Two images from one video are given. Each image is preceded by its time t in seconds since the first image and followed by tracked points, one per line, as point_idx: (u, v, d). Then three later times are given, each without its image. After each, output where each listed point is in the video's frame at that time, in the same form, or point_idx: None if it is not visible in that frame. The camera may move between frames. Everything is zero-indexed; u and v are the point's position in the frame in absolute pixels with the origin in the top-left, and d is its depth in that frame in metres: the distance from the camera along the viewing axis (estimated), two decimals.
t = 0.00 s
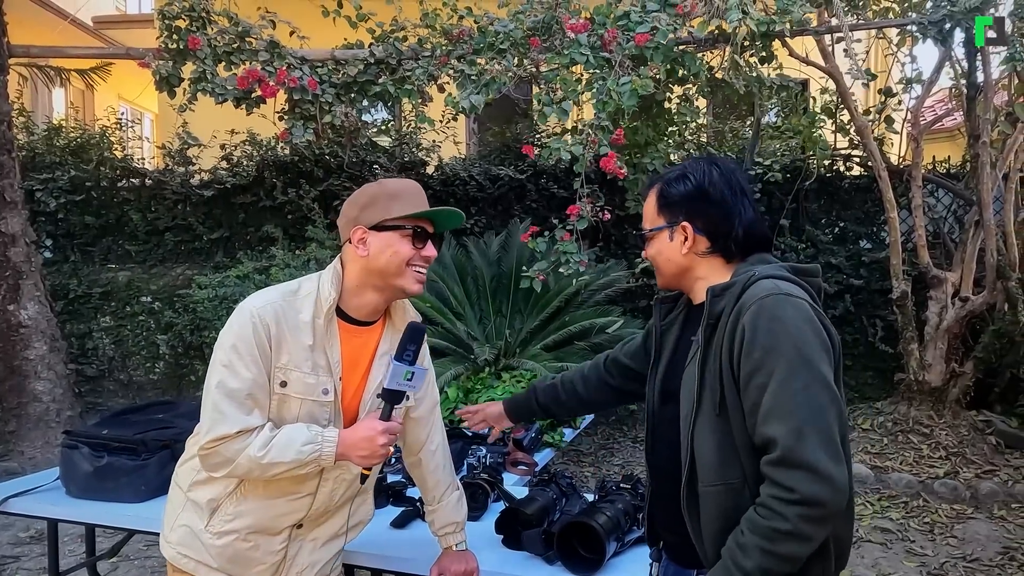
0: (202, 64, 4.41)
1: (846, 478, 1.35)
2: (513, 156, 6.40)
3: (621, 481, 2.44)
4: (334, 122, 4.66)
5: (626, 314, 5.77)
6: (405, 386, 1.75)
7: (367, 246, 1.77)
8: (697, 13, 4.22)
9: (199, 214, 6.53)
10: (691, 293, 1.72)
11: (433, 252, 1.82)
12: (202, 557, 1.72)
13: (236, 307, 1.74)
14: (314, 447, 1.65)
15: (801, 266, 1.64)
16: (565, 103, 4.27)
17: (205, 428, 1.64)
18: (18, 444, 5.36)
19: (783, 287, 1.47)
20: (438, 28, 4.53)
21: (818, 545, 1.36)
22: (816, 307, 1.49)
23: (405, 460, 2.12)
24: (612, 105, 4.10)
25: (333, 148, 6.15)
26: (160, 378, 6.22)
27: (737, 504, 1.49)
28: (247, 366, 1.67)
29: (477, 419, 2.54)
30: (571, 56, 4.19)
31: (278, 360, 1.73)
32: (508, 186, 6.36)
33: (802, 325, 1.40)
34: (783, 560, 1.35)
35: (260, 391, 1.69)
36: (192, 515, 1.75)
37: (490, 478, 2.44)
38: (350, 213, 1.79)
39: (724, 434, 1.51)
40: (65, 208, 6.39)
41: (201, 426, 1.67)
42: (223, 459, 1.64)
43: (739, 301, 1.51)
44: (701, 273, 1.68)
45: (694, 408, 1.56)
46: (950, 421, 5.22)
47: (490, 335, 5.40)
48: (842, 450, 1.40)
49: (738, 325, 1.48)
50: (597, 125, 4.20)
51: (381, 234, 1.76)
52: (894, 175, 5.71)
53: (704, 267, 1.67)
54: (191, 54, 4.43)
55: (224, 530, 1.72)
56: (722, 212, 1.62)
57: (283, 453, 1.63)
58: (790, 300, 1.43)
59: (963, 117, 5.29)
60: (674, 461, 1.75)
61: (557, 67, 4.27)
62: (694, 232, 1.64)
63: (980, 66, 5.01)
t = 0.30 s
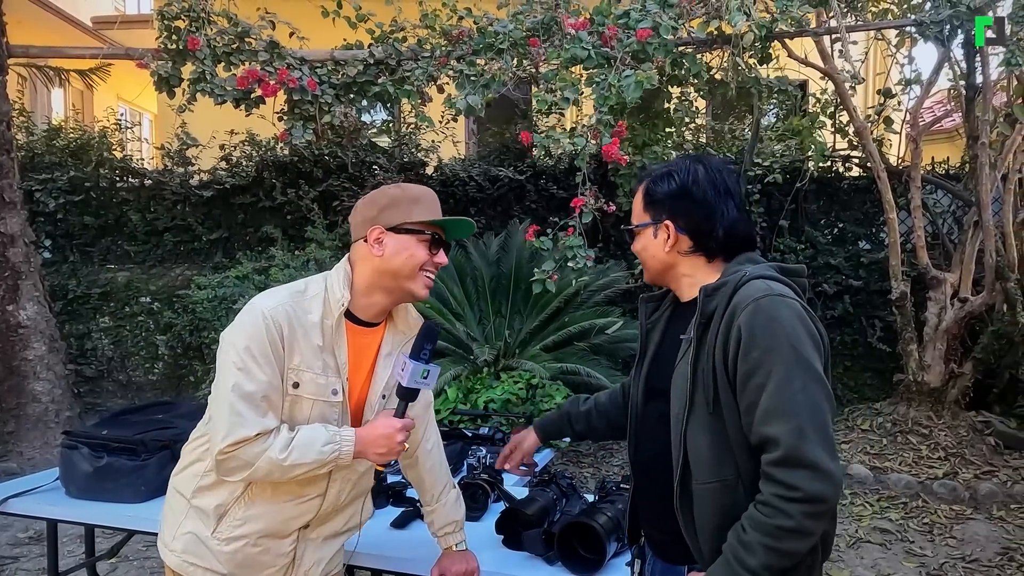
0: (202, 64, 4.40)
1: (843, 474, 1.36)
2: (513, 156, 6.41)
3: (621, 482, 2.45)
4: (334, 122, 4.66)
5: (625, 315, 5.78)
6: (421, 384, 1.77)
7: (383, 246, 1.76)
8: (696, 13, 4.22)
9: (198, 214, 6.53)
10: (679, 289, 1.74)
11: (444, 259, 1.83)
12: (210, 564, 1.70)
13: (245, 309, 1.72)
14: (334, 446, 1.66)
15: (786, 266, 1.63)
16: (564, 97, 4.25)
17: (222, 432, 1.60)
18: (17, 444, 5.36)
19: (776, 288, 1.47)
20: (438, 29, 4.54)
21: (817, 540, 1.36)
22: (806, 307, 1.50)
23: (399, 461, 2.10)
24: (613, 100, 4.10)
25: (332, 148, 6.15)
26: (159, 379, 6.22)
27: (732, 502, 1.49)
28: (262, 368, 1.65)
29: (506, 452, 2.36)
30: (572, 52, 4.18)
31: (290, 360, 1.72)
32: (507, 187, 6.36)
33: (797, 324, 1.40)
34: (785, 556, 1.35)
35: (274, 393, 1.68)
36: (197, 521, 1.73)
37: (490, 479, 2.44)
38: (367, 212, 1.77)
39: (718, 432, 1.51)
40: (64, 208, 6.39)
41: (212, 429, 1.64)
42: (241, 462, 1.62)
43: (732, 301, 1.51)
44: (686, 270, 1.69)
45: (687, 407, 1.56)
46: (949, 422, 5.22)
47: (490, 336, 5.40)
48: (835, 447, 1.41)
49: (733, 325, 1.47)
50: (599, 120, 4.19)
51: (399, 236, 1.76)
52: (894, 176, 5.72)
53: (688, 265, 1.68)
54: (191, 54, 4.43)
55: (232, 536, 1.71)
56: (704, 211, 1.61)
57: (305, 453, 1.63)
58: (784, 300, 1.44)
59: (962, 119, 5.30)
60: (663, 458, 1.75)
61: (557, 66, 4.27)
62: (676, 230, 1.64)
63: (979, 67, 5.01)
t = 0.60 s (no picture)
0: (200, 65, 4.41)
1: (820, 481, 1.36)
2: (511, 157, 6.41)
3: (620, 483, 2.44)
4: (332, 123, 4.66)
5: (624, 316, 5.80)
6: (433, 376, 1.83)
7: (392, 247, 1.77)
8: (695, 14, 4.23)
9: (197, 215, 6.52)
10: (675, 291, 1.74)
11: (450, 263, 1.85)
12: None
13: (253, 307, 1.66)
14: (354, 443, 1.63)
15: (783, 270, 1.64)
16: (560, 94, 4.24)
17: (242, 435, 1.54)
18: (15, 445, 5.35)
19: (760, 293, 1.46)
20: (436, 29, 4.53)
21: (792, 547, 1.37)
22: (791, 311, 1.48)
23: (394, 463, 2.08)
24: (609, 99, 4.11)
25: (331, 149, 6.14)
26: (158, 379, 6.22)
27: (712, 504, 1.50)
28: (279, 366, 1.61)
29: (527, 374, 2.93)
30: (570, 50, 4.19)
31: (303, 359, 1.69)
32: (506, 188, 6.37)
33: (777, 331, 1.39)
34: (758, 562, 1.36)
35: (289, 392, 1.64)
36: (206, 533, 1.68)
37: (489, 480, 2.43)
38: (378, 212, 1.78)
39: (700, 435, 1.52)
40: (62, 209, 6.39)
41: (226, 434, 1.57)
42: (262, 465, 1.56)
43: (717, 305, 1.51)
44: (680, 273, 1.69)
45: (669, 409, 1.56)
46: (947, 423, 5.22)
47: (489, 337, 5.40)
48: (816, 453, 1.40)
49: (715, 330, 1.47)
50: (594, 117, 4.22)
51: (408, 237, 1.77)
52: (892, 177, 5.72)
53: (682, 267, 1.68)
54: (190, 55, 4.43)
55: (244, 546, 1.68)
56: (698, 213, 1.60)
57: (329, 452, 1.59)
58: (766, 306, 1.42)
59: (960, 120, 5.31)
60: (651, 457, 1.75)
61: (556, 67, 4.27)
62: (671, 233, 1.63)
63: (977, 68, 5.02)
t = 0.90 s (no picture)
0: (199, 66, 4.41)
1: (819, 486, 1.36)
2: (510, 158, 6.42)
3: (619, 484, 2.44)
4: (331, 124, 4.65)
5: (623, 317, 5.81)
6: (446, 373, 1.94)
7: (403, 241, 1.77)
8: (693, 15, 4.23)
9: (195, 215, 6.50)
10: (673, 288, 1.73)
11: (457, 257, 1.87)
12: None
13: (270, 305, 1.62)
14: (379, 442, 1.62)
15: (784, 272, 1.63)
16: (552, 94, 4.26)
17: (268, 437, 1.50)
18: (13, 446, 5.34)
19: (758, 296, 1.46)
20: (435, 30, 4.54)
21: (791, 551, 1.37)
22: (789, 313, 1.48)
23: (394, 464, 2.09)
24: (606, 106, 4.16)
25: (330, 149, 6.13)
26: (156, 380, 6.23)
27: (711, 507, 1.50)
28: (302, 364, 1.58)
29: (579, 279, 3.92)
30: (566, 52, 4.20)
31: (322, 357, 1.67)
32: (505, 189, 6.37)
33: (775, 334, 1.39)
34: (758, 567, 1.36)
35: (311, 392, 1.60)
36: (230, 552, 1.62)
37: (488, 480, 2.42)
38: (387, 205, 1.78)
39: (699, 439, 1.52)
40: (60, 209, 6.39)
41: (249, 438, 1.52)
42: (289, 467, 1.52)
43: (715, 307, 1.51)
44: (685, 270, 1.68)
45: (668, 412, 1.56)
46: (945, 424, 5.23)
47: (487, 337, 5.41)
48: (814, 457, 1.40)
49: (712, 333, 1.47)
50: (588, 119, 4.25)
51: (419, 230, 1.78)
52: (891, 178, 5.72)
53: (689, 265, 1.67)
54: (188, 56, 4.43)
55: (271, 562, 1.63)
56: (716, 212, 1.61)
57: (356, 450, 1.57)
58: (764, 309, 1.42)
59: (958, 121, 5.32)
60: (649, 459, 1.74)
61: (555, 69, 4.29)
62: (683, 229, 1.63)
63: (974, 70, 5.02)
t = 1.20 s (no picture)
0: (198, 66, 4.41)
1: (825, 495, 1.37)
2: (509, 159, 6.41)
3: (619, 484, 2.43)
4: (330, 125, 4.66)
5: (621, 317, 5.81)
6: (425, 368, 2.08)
7: (393, 234, 1.71)
8: (692, 17, 4.23)
9: (194, 216, 6.48)
10: (687, 291, 1.73)
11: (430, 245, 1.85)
12: None
13: (231, 310, 1.55)
14: (352, 447, 1.57)
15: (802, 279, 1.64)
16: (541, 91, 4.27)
17: (229, 450, 1.45)
18: (12, 446, 5.34)
19: (774, 301, 1.46)
20: (434, 31, 4.54)
21: (792, 559, 1.37)
22: (804, 319, 1.49)
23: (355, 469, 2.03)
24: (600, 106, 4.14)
25: (329, 150, 6.12)
26: (155, 381, 6.24)
27: (714, 511, 1.51)
28: (265, 368, 1.51)
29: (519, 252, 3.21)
30: (563, 53, 4.20)
31: (292, 357, 1.60)
32: (504, 190, 6.38)
33: (789, 342, 1.40)
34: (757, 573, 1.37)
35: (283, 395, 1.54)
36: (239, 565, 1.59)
37: (488, 481, 2.42)
38: (381, 195, 1.69)
39: (705, 442, 1.52)
40: (59, 210, 6.39)
41: (213, 452, 1.48)
42: (254, 479, 1.47)
43: (728, 310, 1.51)
44: (702, 273, 1.67)
45: (676, 413, 1.57)
46: (944, 424, 5.23)
47: (487, 338, 5.38)
48: (822, 465, 1.41)
49: (725, 336, 1.47)
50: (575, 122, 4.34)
51: (410, 226, 1.73)
52: (889, 178, 5.73)
53: (706, 268, 1.67)
54: (187, 57, 4.43)
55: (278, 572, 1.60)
56: (735, 212, 1.61)
57: (326, 457, 1.53)
58: (778, 315, 1.42)
59: (956, 123, 5.33)
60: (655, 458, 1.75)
61: (554, 70, 4.29)
62: (702, 230, 1.63)
63: (972, 71, 5.03)
